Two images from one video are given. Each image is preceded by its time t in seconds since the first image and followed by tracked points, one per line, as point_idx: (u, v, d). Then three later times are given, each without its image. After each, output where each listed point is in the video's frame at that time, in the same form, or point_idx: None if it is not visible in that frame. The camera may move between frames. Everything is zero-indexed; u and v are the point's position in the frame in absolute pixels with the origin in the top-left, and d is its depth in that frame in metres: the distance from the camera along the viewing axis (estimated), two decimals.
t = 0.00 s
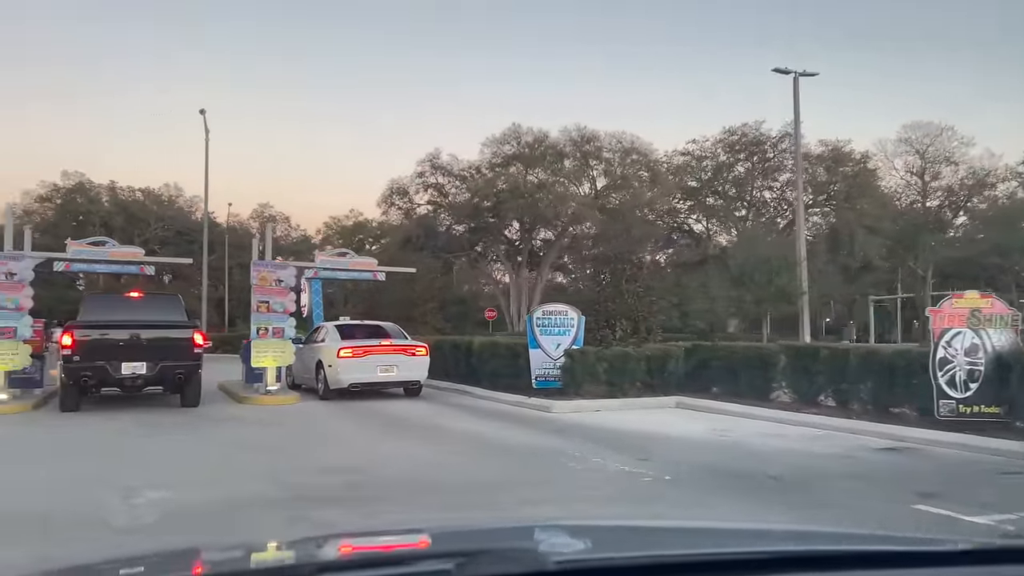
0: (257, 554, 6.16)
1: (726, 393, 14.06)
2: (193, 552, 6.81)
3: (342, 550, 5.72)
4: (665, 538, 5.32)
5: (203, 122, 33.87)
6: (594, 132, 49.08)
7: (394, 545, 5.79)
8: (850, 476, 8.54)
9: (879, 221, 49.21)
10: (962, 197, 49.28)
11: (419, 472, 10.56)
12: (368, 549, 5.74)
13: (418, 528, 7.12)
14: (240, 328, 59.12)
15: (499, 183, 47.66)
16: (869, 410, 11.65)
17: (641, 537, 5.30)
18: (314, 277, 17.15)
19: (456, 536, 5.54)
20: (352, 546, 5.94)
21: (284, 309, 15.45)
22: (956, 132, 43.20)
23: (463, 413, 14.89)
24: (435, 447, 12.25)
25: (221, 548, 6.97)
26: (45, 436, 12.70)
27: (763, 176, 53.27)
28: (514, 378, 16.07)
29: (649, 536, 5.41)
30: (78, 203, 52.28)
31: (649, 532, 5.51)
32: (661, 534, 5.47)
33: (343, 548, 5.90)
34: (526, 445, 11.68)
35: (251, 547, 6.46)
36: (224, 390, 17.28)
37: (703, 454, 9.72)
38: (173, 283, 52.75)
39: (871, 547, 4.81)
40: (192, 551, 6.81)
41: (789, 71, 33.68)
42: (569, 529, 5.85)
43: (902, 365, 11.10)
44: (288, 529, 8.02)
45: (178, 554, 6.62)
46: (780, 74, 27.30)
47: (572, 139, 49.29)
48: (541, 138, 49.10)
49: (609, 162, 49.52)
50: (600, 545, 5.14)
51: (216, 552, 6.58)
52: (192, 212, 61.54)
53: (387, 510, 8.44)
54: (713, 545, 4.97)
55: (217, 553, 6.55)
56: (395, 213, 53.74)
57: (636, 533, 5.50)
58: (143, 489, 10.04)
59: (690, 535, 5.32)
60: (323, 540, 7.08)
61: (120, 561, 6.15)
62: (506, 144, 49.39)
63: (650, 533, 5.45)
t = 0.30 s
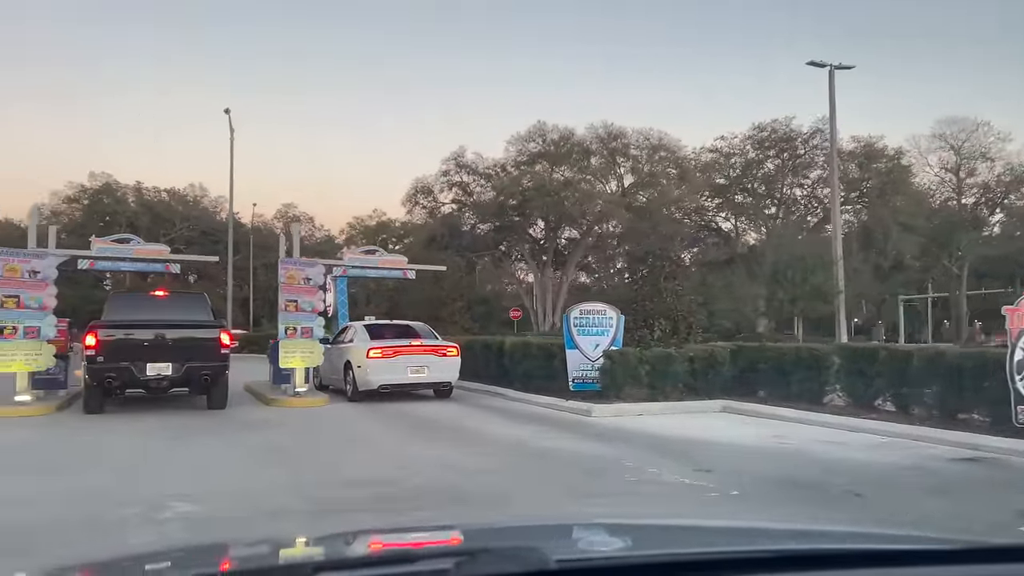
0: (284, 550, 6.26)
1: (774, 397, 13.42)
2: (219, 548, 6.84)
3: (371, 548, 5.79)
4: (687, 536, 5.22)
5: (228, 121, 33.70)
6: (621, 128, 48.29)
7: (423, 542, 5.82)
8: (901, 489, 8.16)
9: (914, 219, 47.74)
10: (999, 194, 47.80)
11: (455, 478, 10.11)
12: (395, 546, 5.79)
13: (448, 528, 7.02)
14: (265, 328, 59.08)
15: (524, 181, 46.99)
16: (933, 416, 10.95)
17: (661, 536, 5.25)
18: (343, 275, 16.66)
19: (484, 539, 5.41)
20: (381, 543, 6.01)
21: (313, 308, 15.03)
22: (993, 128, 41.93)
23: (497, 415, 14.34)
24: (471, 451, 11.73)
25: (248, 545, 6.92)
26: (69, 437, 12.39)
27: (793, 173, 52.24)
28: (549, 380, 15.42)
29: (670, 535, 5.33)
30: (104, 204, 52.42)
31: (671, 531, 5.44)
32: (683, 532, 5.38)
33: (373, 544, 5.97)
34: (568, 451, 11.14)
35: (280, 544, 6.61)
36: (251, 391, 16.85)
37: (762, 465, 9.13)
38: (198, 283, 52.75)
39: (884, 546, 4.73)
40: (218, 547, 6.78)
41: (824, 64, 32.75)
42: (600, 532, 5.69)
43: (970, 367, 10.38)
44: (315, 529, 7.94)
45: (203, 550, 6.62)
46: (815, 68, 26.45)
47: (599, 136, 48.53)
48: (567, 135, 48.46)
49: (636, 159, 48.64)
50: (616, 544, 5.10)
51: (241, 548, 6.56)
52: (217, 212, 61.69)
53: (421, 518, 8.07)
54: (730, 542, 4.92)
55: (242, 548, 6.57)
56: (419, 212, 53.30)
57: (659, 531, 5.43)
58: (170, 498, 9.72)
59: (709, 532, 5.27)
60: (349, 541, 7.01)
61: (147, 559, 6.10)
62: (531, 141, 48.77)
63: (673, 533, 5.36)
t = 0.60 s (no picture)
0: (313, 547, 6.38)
1: (826, 401, 12.73)
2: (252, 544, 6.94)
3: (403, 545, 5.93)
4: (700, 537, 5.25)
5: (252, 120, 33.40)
6: (648, 125, 47.41)
7: (458, 540, 5.91)
8: (952, 501, 7.84)
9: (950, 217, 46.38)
10: None
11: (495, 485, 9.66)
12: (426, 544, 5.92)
13: (481, 526, 6.93)
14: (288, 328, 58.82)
15: (549, 179, 46.24)
16: (1005, 422, 10.22)
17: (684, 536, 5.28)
18: (372, 273, 16.13)
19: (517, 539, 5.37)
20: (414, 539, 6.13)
21: (341, 307, 14.57)
22: None
23: (534, 419, 13.76)
24: (510, 459, 11.20)
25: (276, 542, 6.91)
26: (94, 439, 12.05)
27: (824, 170, 51.11)
28: (586, 382, 14.80)
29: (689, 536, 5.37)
30: (130, 204, 52.44)
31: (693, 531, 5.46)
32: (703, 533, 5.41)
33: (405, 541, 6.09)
34: (613, 460, 10.59)
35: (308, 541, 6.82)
36: (277, 393, 16.39)
37: (827, 483, 8.55)
38: (222, 283, 52.58)
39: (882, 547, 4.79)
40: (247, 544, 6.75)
41: (861, 57, 31.79)
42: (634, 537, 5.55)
43: None
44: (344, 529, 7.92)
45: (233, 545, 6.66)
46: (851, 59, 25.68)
47: (625, 133, 47.72)
48: (593, 132, 47.76)
49: (664, 157, 47.77)
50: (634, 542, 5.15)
51: (271, 546, 6.54)
52: (241, 213, 61.62)
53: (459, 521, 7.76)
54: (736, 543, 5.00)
55: (271, 546, 6.57)
56: (443, 211, 52.73)
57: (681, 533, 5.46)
58: (199, 501, 9.44)
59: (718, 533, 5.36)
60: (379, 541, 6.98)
61: (177, 554, 6.02)
62: (556, 139, 48.13)
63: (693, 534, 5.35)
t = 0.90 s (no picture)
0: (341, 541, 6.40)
1: (881, 406, 12.06)
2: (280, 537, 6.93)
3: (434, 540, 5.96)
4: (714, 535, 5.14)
5: (274, 119, 33.11)
6: (674, 121, 46.62)
7: (491, 535, 5.91)
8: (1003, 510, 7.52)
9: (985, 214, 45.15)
10: None
11: (532, 494, 9.19)
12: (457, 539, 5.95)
13: (514, 523, 6.75)
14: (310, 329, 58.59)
15: (574, 176, 45.59)
16: None
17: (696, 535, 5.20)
18: (400, 271, 15.60)
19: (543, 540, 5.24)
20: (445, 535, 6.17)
21: (369, 306, 14.06)
22: None
23: (570, 423, 13.18)
24: (546, 466, 10.68)
25: (304, 537, 6.84)
26: (116, 442, 11.67)
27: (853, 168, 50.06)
28: (623, 385, 14.18)
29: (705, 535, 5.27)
30: (153, 205, 52.47)
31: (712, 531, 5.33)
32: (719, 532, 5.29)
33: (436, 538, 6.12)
34: (657, 469, 10.03)
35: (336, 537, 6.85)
36: (303, 396, 15.91)
37: (890, 498, 7.99)
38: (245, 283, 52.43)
39: (880, 545, 4.72)
40: (274, 538, 6.68)
41: (896, 49, 30.93)
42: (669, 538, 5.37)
43: None
44: (371, 528, 7.82)
45: (260, 540, 6.61)
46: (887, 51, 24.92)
47: (651, 129, 46.97)
48: (618, 129, 47.08)
49: (690, 154, 46.97)
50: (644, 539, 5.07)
51: (298, 540, 6.48)
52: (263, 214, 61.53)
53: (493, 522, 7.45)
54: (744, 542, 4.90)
55: (298, 540, 6.54)
56: (466, 210, 52.19)
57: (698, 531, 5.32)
58: (225, 502, 9.15)
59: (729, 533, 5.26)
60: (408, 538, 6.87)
61: (205, 550, 5.88)
62: (581, 136, 47.50)
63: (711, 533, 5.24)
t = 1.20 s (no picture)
0: (367, 537, 6.31)
1: (939, 410, 11.38)
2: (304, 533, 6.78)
3: (462, 539, 5.82)
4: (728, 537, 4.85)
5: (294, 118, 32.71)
6: (699, 118, 45.75)
7: (524, 533, 5.77)
8: None
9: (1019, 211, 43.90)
10: None
11: (564, 502, 8.68)
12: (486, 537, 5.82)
13: (547, 521, 6.45)
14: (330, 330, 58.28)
15: (596, 174, 44.86)
16: None
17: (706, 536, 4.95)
18: (427, 269, 15.02)
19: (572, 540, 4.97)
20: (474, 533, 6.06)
21: (395, 305, 13.53)
22: None
23: (604, 427, 12.58)
24: (580, 473, 10.14)
25: (327, 534, 6.63)
26: (135, 445, 11.26)
27: (881, 165, 48.93)
28: (661, 389, 13.53)
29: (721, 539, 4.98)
30: (174, 205, 52.38)
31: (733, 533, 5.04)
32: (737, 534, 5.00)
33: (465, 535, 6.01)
34: (698, 478, 9.44)
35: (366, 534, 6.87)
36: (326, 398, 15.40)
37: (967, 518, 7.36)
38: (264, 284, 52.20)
39: (879, 545, 4.43)
40: (299, 535, 6.47)
41: (932, 41, 29.98)
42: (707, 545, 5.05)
43: None
44: (395, 528, 7.59)
45: (283, 537, 6.42)
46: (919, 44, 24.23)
47: (675, 126, 46.12)
48: (641, 126, 46.28)
49: (715, 151, 46.10)
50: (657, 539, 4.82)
51: (324, 538, 6.28)
52: (283, 214, 61.29)
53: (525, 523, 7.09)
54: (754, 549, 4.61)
55: (322, 537, 6.36)
56: (487, 209, 51.53)
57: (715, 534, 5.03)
58: (246, 505, 8.78)
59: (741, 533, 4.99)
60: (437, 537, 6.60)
61: (227, 552, 5.61)
62: (603, 134, 46.77)
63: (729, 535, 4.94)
